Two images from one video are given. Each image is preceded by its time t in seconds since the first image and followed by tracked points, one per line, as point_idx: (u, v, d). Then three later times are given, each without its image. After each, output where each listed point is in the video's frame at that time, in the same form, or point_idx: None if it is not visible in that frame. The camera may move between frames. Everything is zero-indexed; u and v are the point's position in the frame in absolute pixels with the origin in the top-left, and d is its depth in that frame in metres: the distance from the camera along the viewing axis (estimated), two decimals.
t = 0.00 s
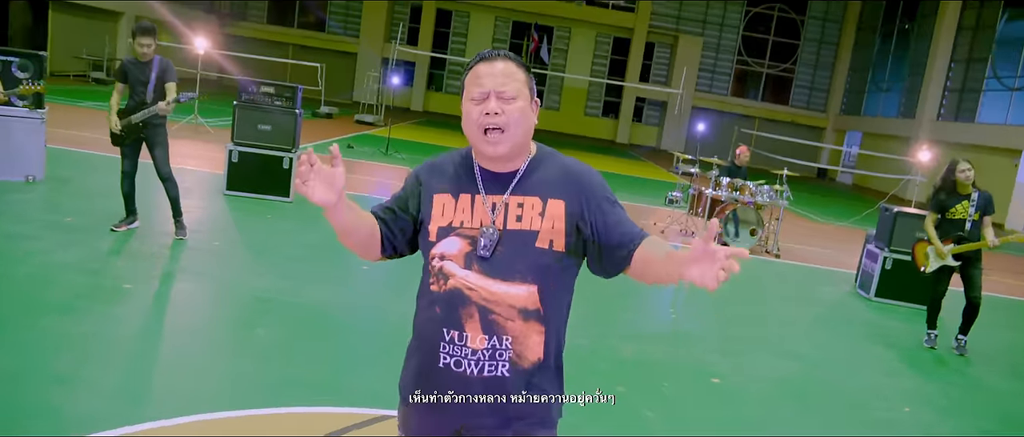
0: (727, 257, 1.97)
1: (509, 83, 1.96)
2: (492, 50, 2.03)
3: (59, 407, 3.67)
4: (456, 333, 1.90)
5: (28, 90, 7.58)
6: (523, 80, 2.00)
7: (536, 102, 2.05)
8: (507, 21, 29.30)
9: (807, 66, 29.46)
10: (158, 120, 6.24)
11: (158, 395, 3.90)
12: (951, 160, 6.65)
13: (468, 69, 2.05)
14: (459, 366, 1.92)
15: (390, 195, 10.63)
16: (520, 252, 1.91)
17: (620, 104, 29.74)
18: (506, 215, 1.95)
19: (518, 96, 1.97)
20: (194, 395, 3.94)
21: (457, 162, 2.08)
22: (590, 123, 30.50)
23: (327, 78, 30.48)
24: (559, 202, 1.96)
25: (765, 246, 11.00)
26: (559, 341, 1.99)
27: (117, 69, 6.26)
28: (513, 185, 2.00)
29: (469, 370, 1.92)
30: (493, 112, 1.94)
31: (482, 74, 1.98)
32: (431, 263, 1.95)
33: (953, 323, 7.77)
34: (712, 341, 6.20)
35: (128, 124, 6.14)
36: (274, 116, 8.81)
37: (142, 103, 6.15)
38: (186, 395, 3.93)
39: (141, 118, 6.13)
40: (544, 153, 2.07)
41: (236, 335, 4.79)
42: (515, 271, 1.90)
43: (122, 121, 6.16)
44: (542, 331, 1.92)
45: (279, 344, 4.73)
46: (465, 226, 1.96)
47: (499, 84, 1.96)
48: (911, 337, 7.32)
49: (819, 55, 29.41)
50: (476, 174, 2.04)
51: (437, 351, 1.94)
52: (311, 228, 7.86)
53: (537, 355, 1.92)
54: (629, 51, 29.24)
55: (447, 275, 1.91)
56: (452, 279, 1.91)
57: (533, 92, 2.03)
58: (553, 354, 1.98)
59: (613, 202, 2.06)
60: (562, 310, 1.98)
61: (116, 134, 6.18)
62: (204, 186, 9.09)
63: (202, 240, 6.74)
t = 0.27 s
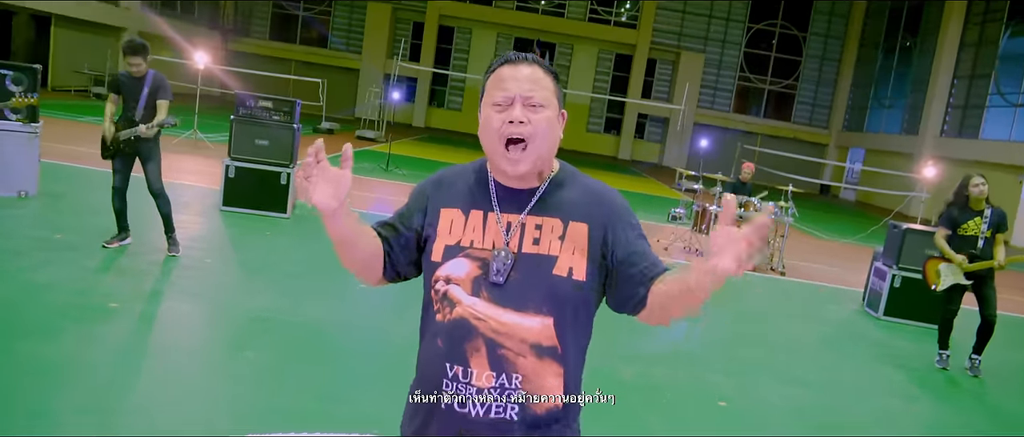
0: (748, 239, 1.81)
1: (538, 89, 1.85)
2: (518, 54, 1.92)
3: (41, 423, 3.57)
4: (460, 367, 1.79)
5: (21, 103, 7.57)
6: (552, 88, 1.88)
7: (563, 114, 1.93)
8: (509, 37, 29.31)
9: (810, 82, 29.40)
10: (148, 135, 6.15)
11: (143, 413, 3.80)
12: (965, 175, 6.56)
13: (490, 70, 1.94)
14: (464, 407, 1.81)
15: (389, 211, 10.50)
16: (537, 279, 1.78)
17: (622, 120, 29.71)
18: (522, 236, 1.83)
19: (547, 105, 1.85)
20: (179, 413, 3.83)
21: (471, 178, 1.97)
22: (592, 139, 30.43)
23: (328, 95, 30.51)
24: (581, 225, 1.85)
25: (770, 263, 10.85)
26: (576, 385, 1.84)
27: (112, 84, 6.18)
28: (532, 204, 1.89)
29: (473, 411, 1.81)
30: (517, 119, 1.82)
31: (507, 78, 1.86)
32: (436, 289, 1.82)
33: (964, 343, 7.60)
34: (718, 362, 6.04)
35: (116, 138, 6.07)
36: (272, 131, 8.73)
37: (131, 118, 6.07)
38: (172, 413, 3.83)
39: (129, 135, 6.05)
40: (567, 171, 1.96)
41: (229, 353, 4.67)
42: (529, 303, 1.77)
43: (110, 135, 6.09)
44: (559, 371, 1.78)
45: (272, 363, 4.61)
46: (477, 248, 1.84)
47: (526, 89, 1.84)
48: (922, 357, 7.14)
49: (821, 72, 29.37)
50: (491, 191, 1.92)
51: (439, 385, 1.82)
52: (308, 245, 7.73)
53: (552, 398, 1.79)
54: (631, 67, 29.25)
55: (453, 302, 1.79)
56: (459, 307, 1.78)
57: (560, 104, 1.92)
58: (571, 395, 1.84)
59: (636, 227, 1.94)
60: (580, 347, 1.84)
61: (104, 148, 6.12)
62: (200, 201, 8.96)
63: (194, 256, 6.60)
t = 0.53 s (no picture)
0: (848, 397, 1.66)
1: (553, 85, 1.70)
2: (535, 51, 1.79)
3: (26, 422, 3.66)
4: (477, 408, 1.72)
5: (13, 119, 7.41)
6: (570, 85, 1.74)
7: (586, 115, 1.76)
8: (507, 54, 29.29)
9: (809, 96, 29.35)
10: (132, 139, 6.04)
11: (135, 415, 3.87)
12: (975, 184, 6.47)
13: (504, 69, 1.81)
14: None
15: (388, 229, 10.38)
16: (562, 304, 1.65)
17: (622, 136, 29.64)
18: (542, 256, 1.70)
19: (563, 101, 1.70)
20: (171, 415, 3.91)
21: (488, 195, 1.85)
22: (591, 154, 30.31)
23: (326, 112, 30.46)
24: (611, 238, 1.70)
25: (774, 277, 10.71)
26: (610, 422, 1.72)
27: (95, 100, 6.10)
28: (553, 219, 1.75)
29: None
30: (528, 118, 1.68)
31: (519, 75, 1.73)
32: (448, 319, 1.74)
33: (976, 357, 7.43)
34: (724, 380, 5.87)
35: (103, 151, 6.00)
36: (267, 148, 8.64)
37: (112, 125, 5.98)
38: (162, 415, 3.91)
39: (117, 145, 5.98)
40: (594, 180, 1.81)
41: (225, 365, 4.68)
42: (552, 330, 1.64)
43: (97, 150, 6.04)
44: (590, 406, 1.67)
45: (262, 369, 4.68)
46: (493, 270, 1.73)
47: (538, 85, 1.71)
48: (933, 372, 6.98)
49: (820, 85, 29.32)
50: (510, 208, 1.80)
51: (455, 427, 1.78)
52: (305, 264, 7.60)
53: None
54: (630, 82, 29.21)
55: (468, 333, 1.70)
56: (474, 339, 1.70)
57: (581, 103, 1.76)
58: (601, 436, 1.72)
59: (679, 240, 1.75)
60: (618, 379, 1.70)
61: (92, 165, 6.06)
62: (195, 220, 8.82)
63: (186, 276, 6.46)
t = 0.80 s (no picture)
0: None
1: (591, 83, 1.55)
2: (569, 40, 1.61)
3: (24, 422, 3.73)
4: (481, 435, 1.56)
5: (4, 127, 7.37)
6: (607, 82, 1.58)
7: (618, 117, 1.62)
8: (503, 57, 29.21)
9: (806, 94, 29.27)
10: (122, 145, 5.96)
11: (126, 415, 3.92)
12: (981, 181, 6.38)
13: (530, 59, 1.65)
14: None
15: (385, 234, 10.30)
16: (582, 329, 1.50)
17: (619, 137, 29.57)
18: (561, 272, 1.56)
19: (603, 103, 1.55)
20: (161, 414, 3.95)
21: (505, 201, 1.69)
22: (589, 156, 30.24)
23: (322, 118, 30.38)
24: (637, 257, 1.52)
25: (776, 276, 10.62)
26: None
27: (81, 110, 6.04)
28: (576, 231, 1.59)
29: None
30: (566, 118, 1.52)
31: (553, 68, 1.57)
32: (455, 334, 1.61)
33: (983, 354, 7.33)
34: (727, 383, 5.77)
35: (91, 160, 5.91)
36: (261, 154, 8.56)
37: (101, 134, 5.90)
38: (153, 414, 3.96)
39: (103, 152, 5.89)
40: (622, 187, 1.65)
41: (220, 371, 4.65)
42: (568, 355, 1.50)
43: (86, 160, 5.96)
44: None
45: (253, 374, 4.68)
46: (506, 284, 1.59)
47: (575, 81, 1.55)
48: (941, 371, 6.87)
49: (817, 83, 29.23)
50: (527, 219, 1.65)
51: None
52: (301, 271, 7.49)
53: None
54: (627, 83, 29.14)
55: (478, 355, 1.56)
56: (482, 360, 1.55)
57: (617, 102, 1.61)
58: None
59: (712, 266, 1.52)
60: (636, 417, 1.50)
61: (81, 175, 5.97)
62: (188, 228, 8.72)
63: (179, 285, 6.36)
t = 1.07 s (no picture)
0: None
1: (632, 64, 1.53)
2: (612, 20, 1.61)
3: (19, 422, 3.83)
4: None
5: None
6: (648, 69, 1.56)
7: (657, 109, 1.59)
8: (499, 59, 29.16)
9: (803, 89, 29.22)
10: (120, 159, 5.93)
11: (127, 414, 4.01)
12: (985, 172, 6.31)
13: (571, 35, 1.63)
14: None
15: (386, 239, 10.25)
16: (601, 348, 1.48)
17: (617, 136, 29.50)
18: (578, 279, 1.52)
19: (646, 89, 1.54)
20: (161, 414, 4.04)
21: (517, 188, 1.64)
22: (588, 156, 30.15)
23: (319, 125, 30.32)
24: (661, 270, 1.50)
25: (779, 271, 10.57)
26: None
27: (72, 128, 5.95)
28: (601, 232, 1.55)
29: None
30: (602, 98, 1.49)
31: (593, 47, 1.55)
32: (454, 336, 1.57)
33: (992, 345, 7.26)
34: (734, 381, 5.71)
35: (91, 177, 5.86)
36: (259, 162, 8.51)
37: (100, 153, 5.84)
38: (153, 413, 4.04)
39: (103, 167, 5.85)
40: (646, 189, 1.62)
41: (219, 382, 4.60)
42: (581, 371, 1.47)
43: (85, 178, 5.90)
44: None
45: (252, 383, 4.62)
46: (515, 286, 1.54)
47: (616, 60, 1.52)
48: (950, 362, 6.80)
49: (814, 78, 29.20)
50: (544, 216, 1.59)
51: None
52: (301, 279, 7.44)
53: None
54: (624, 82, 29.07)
55: (482, 364, 1.52)
56: (487, 369, 1.51)
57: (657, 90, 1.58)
58: None
59: (734, 290, 1.55)
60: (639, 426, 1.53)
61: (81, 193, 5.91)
62: (187, 238, 8.66)
63: (177, 296, 6.29)
